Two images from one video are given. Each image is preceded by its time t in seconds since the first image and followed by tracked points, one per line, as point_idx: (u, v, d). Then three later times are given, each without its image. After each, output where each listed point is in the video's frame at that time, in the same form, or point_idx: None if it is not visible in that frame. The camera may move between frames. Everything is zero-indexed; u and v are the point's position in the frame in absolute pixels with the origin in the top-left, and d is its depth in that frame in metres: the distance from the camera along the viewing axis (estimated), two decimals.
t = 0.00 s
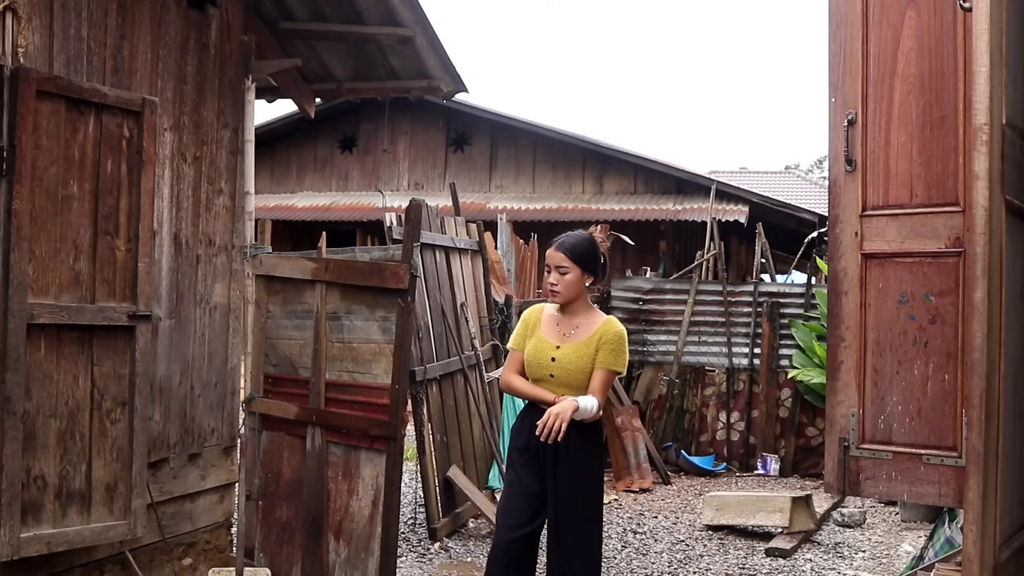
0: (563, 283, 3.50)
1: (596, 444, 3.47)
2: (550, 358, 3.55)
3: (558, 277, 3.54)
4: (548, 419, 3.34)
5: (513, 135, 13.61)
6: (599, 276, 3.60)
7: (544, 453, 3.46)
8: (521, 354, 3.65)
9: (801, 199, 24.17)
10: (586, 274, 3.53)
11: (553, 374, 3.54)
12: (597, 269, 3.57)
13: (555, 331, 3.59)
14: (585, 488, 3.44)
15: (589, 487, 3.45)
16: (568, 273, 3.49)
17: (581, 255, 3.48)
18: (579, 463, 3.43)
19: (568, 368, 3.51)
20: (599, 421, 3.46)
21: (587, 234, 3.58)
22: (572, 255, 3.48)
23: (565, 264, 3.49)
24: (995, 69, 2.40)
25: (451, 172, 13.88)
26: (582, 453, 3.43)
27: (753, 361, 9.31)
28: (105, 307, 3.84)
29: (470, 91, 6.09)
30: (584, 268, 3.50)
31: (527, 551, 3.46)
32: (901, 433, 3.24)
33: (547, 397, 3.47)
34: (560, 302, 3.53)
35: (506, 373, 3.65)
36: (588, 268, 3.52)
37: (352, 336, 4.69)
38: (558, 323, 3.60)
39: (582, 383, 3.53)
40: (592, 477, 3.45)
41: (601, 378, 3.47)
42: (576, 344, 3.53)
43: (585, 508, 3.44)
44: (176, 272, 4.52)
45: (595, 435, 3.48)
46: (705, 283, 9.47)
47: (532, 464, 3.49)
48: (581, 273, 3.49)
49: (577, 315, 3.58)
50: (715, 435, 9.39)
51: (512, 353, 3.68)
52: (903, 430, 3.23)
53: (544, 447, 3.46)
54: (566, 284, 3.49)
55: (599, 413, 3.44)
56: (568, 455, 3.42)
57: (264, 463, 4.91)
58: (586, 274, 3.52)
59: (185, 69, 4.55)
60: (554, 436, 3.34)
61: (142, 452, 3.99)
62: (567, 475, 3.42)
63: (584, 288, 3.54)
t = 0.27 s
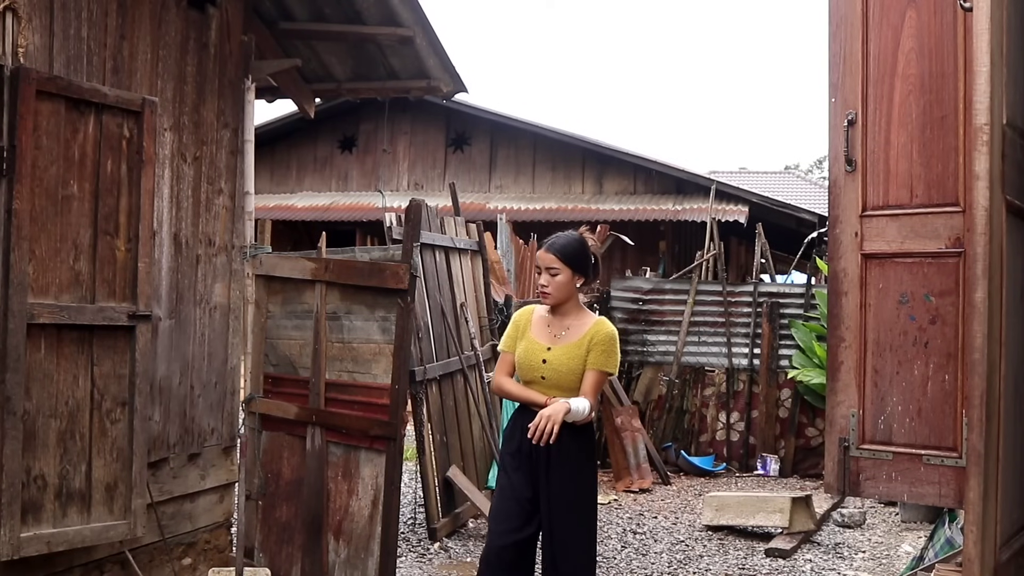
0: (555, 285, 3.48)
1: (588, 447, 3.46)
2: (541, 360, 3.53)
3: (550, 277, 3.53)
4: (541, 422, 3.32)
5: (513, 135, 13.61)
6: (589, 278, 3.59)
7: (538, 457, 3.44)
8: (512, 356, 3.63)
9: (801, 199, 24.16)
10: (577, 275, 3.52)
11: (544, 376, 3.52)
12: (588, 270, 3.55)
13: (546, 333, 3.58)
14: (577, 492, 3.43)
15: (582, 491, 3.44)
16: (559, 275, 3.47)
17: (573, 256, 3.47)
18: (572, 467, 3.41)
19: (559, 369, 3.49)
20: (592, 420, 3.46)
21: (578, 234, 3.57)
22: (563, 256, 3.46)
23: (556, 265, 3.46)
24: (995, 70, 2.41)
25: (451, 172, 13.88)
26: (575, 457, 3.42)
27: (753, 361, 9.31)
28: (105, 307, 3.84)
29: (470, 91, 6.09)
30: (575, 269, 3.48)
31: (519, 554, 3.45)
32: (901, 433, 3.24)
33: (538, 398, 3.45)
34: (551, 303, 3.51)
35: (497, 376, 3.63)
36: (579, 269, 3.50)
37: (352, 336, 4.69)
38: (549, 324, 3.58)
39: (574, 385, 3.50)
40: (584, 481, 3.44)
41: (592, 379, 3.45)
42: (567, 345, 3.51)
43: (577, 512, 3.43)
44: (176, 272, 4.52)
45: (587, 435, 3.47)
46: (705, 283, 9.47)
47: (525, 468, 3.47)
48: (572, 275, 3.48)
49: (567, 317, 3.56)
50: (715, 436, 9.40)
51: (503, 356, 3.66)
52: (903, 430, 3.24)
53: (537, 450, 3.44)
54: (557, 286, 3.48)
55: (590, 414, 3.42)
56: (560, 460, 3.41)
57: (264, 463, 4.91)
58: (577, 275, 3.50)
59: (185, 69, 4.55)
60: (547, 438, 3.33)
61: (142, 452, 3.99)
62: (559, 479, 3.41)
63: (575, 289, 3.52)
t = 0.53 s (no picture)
0: (529, 288, 3.40)
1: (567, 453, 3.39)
2: (516, 365, 3.44)
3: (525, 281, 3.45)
4: (515, 427, 3.19)
5: (512, 135, 13.61)
6: (568, 281, 3.50)
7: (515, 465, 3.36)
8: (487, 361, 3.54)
9: (801, 199, 24.17)
10: (554, 278, 3.43)
11: (520, 381, 3.43)
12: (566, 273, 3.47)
13: (521, 337, 3.48)
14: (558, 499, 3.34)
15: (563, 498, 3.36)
16: (533, 277, 3.39)
17: (548, 259, 3.39)
18: (551, 474, 3.33)
19: (534, 375, 3.40)
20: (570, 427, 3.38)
21: (555, 237, 3.49)
22: (538, 258, 3.39)
23: (531, 267, 3.39)
24: (997, 69, 2.41)
25: (450, 172, 13.88)
26: (555, 463, 3.34)
27: (752, 361, 9.31)
28: (105, 307, 3.84)
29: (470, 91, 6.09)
30: (551, 271, 3.40)
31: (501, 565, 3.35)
32: (901, 434, 3.24)
33: (514, 404, 3.37)
34: (526, 305, 3.43)
35: (472, 382, 3.54)
36: (555, 271, 3.41)
37: (352, 336, 4.69)
38: (524, 328, 3.49)
39: (549, 391, 3.41)
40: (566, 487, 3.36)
41: (568, 384, 3.36)
42: (542, 350, 3.42)
43: (560, 520, 3.35)
44: (176, 272, 4.51)
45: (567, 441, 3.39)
46: (704, 283, 9.48)
47: (502, 476, 3.38)
48: (548, 278, 3.40)
49: (543, 321, 3.47)
50: (715, 436, 9.40)
51: (479, 360, 3.57)
52: (904, 430, 3.24)
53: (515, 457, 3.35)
54: (532, 288, 3.39)
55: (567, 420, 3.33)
56: (539, 466, 3.32)
57: (263, 462, 4.91)
58: (553, 278, 3.42)
59: (185, 69, 4.55)
60: (522, 445, 3.19)
61: (142, 451, 3.99)
62: (540, 487, 3.32)
63: (551, 292, 3.44)
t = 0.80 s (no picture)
0: (505, 285, 3.38)
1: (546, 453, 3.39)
2: (494, 368, 3.42)
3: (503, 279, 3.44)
4: (491, 431, 3.20)
5: (512, 135, 13.61)
6: (547, 286, 3.47)
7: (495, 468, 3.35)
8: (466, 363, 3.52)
9: (801, 199, 24.17)
10: (532, 280, 3.41)
11: (497, 384, 3.41)
12: (546, 277, 3.44)
13: (500, 339, 3.47)
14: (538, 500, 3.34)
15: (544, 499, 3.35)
16: (510, 276, 3.38)
17: (527, 259, 3.37)
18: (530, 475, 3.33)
19: (512, 377, 3.39)
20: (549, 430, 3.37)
21: (539, 239, 3.48)
22: (517, 257, 3.37)
23: (508, 265, 3.37)
24: (998, 69, 2.41)
25: (450, 172, 13.88)
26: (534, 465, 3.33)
27: (752, 361, 9.31)
28: (105, 306, 3.84)
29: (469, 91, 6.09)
30: (528, 271, 3.38)
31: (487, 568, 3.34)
32: (901, 435, 3.24)
33: (491, 407, 3.36)
34: (503, 304, 3.41)
35: (451, 384, 3.52)
36: (533, 272, 3.39)
37: (351, 335, 4.68)
38: (503, 330, 3.48)
39: (527, 393, 3.40)
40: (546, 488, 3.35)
41: (547, 387, 3.35)
42: (520, 352, 3.40)
43: (542, 521, 3.35)
44: (175, 272, 4.51)
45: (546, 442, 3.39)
46: (704, 283, 9.48)
47: (482, 479, 3.37)
48: (525, 277, 3.38)
49: (522, 323, 3.46)
50: (714, 436, 9.41)
51: (458, 363, 3.56)
52: (904, 431, 3.24)
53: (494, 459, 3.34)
54: (508, 287, 3.38)
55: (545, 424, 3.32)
56: (517, 468, 3.32)
57: (263, 462, 4.91)
58: (531, 279, 3.40)
59: (185, 69, 4.55)
60: (498, 449, 3.20)
61: (142, 451, 3.99)
62: (520, 489, 3.31)
63: (528, 293, 3.41)
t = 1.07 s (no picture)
0: (473, 280, 3.38)
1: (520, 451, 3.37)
2: (463, 366, 3.41)
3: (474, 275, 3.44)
4: (457, 431, 3.19)
5: (512, 134, 13.61)
6: (519, 285, 3.46)
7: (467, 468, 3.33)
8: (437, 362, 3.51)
9: (801, 199, 24.16)
10: (502, 277, 3.40)
11: (467, 383, 3.40)
12: (517, 276, 3.42)
13: (471, 338, 3.46)
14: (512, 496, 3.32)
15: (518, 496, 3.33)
16: (479, 271, 3.38)
17: (496, 254, 3.37)
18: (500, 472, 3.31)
19: (482, 376, 3.38)
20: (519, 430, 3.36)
21: (514, 239, 3.47)
22: (486, 253, 3.38)
23: (477, 260, 3.38)
24: (999, 68, 2.42)
25: (450, 172, 13.88)
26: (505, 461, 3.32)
27: (752, 361, 9.31)
28: (106, 306, 3.84)
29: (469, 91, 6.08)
30: (497, 267, 3.37)
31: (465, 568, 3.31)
32: (902, 435, 3.24)
33: (461, 405, 3.35)
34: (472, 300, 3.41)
35: (423, 382, 3.52)
36: (502, 268, 3.38)
37: (351, 335, 4.68)
38: (474, 329, 3.47)
39: (497, 392, 3.38)
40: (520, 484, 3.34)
41: (516, 387, 3.33)
42: (489, 351, 3.39)
43: (515, 519, 3.32)
44: (176, 272, 4.51)
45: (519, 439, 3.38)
46: (704, 283, 9.50)
47: (455, 480, 3.34)
48: (493, 273, 3.37)
49: (492, 321, 3.44)
50: (714, 436, 9.40)
51: (431, 361, 3.55)
52: (904, 431, 3.24)
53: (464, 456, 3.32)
54: (476, 282, 3.38)
55: (514, 423, 3.31)
56: (488, 465, 3.30)
57: (263, 461, 4.91)
58: (500, 275, 3.39)
59: (185, 69, 4.55)
60: (464, 449, 3.19)
61: (143, 450, 4.00)
62: (491, 486, 3.30)
63: (497, 290, 3.40)
